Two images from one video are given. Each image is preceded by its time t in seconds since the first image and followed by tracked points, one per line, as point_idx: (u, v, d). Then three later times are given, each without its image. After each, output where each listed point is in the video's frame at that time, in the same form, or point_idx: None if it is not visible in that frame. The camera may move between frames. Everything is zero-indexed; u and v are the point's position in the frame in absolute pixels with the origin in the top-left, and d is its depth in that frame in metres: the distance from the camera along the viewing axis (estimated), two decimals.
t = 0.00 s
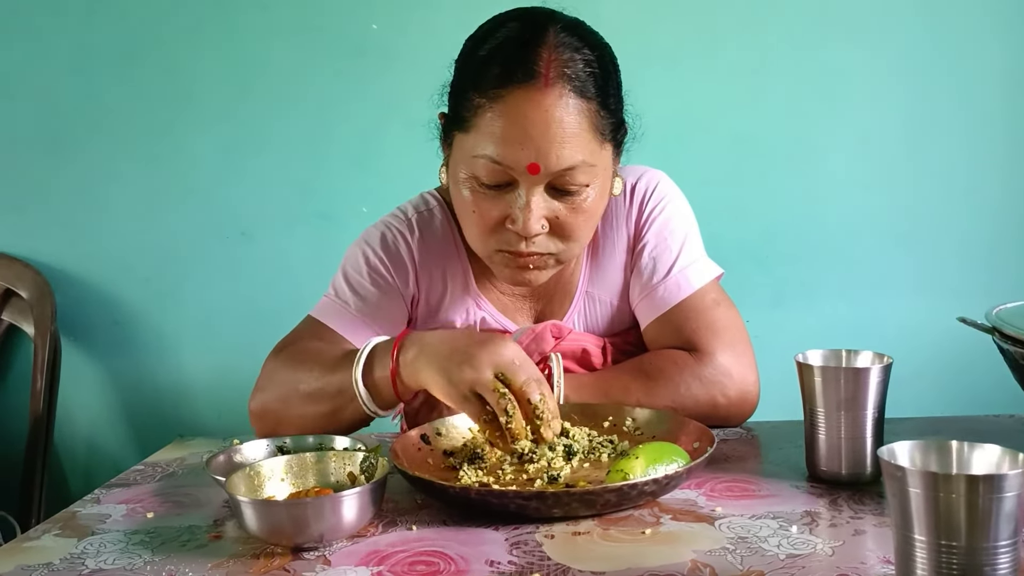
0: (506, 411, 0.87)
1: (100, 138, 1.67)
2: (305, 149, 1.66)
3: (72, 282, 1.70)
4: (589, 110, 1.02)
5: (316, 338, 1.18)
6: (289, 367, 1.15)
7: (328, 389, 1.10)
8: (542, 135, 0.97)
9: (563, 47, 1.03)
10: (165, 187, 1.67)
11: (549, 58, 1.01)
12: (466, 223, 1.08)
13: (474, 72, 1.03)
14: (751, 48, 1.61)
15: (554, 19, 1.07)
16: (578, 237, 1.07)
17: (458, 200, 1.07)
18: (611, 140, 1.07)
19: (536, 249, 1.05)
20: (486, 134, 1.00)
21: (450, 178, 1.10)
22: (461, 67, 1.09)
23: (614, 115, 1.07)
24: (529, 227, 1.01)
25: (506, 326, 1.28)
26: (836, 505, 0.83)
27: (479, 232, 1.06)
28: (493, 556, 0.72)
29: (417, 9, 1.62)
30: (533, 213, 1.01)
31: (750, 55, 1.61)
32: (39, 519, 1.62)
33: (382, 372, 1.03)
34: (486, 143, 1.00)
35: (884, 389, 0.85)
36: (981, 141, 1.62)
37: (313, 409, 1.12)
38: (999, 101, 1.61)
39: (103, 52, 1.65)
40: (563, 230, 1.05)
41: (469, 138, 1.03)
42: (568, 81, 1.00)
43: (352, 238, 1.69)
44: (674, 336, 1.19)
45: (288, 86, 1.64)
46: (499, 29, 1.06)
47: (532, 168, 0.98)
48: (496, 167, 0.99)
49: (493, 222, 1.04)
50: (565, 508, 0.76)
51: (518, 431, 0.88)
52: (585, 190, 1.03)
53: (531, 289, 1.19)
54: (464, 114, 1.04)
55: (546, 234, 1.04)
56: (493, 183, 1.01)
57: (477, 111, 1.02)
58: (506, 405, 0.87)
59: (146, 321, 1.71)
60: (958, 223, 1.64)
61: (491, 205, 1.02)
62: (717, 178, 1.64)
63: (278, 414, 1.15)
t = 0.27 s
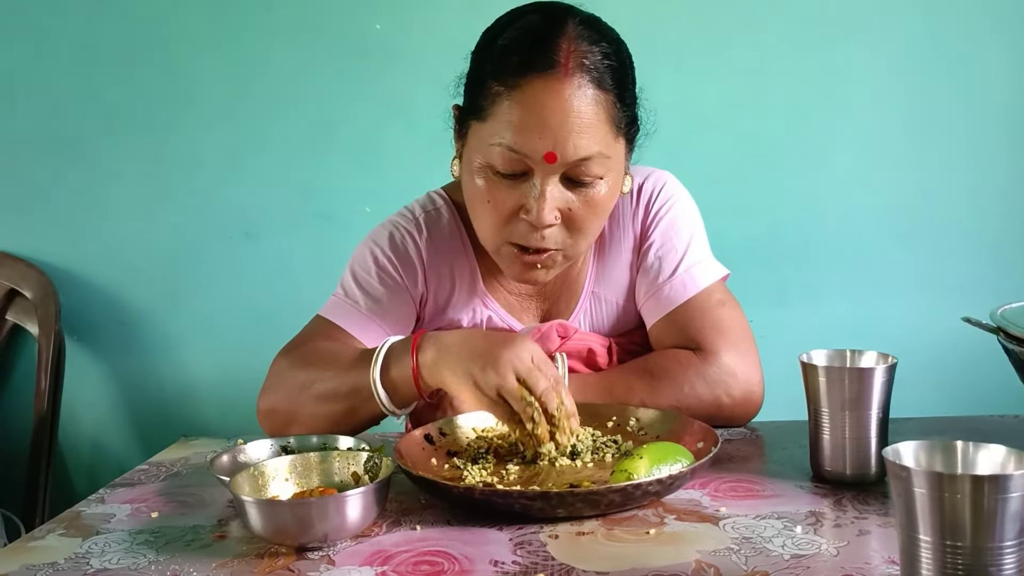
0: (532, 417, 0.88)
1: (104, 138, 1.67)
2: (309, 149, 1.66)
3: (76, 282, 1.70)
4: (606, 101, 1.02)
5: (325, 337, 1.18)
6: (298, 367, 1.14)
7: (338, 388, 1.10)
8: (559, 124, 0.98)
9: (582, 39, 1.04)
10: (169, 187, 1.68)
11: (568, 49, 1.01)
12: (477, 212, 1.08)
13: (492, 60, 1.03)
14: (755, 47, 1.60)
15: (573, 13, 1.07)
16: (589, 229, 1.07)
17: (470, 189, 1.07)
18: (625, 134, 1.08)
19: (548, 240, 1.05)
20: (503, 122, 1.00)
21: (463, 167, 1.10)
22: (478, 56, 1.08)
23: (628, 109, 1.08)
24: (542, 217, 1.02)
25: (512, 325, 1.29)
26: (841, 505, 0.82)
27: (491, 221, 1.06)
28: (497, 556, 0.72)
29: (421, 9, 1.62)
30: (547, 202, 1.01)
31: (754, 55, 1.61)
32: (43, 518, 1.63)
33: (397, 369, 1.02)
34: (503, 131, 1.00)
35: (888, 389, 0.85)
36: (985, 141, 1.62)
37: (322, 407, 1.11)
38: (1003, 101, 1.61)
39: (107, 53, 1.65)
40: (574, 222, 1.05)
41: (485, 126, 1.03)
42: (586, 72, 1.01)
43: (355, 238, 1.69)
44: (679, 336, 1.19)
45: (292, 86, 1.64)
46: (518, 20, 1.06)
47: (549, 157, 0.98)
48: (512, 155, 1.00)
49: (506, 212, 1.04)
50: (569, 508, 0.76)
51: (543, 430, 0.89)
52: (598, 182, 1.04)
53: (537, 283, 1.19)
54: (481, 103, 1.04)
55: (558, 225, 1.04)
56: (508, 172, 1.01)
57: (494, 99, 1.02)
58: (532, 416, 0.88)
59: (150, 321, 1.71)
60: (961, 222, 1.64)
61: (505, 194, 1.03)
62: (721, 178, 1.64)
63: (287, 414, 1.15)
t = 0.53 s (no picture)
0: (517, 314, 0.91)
1: (107, 140, 1.68)
2: (312, 151, 1.66)
3: (79, 283, 1.70)
4: (612, 98, 1.03)
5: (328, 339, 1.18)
6: (299, 368, 1.15)
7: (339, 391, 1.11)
8: (565, 121, 0.99)
9: (589, 37, 1.04)
10: (172, 189, 1.68)
11: (575, 46, 1.02)
12: (481, 208, 1.08)
13: (499, 57, 1.04)
14: (757, 49, 1.60)
15: (580, 12, 1.08)
16: (594, 228, 1.07)
17: (475, 186, 1.07)
18: (630, 134, 1.08)
19: (553, 237, 1.05)
20: (509, 118, 1.00)
21: (468, 163, 1.10)
22: (485, 54, 1.09)
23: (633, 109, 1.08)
24: (546, 213, 1.02)
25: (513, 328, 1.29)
26: (844, 508, 0.82)
27: (495, 217, 1.06)
28: (500, 558, 0.72)
29: (424, 12, 1.63)
30: (552, 198, 1.01)
31: (757, 57, 1.61)
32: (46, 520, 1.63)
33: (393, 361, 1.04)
34: (510, 127, 1.01)
35: (891, 391, 0.85)
36: (989, 142, 1.62)
37: (323, 408, 1.12)
38: (1006, 103, 1.61)
39: (110, 55, 1.66)
40: (578, 220, 1.05)
41: (491, 122, 1.03)
42: (592, 69, 1.02)
43: (358, 240, 1.69)
44: (681, 337, 1.18)
45: (295, 88, 1.65)
46: (525, 18, 1.07)
47: (554, 152, 0.99)
48: (518, 150, 1.00)
49: (511, 208, 1.04)
50: (570, 510, 0.76)
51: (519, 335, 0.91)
52: (604, 180, 1.04)
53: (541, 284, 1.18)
54: (487, 99, 1.04)
55: (563, 222, 1.04)
56: (514, 168, 1.02)
57: (500, 95, 1.02)
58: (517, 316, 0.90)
59: (153, 323, 1.71)
60: (964, 224, 1.64)
61: (509, 190, 1.03)
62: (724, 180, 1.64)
63: (287, 414, 1.16)
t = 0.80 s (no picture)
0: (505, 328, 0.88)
1: (110, 141, 1.68)
2: (314, 153, 1.66)
3: (82, 285, 1.71)
4: (625, 92, 1.04)
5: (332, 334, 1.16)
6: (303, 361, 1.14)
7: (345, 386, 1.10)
8: (580, 111, 1.00)
9: (604, 32, 1.06)
10: (175, 191, 1.68)
11: (590, 40, 1.04)
12: (491, 200, 1.08)
13: (514, 48, 1.05)
14: (759, 52, 1.60)
15: (595, 8, 1.09)
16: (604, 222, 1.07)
17: (486, 177, 1.08)
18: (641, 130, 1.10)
19: (563, 229, 1.05)
20: (524, 108, 1.01)
21: (480, 154, 1.10)
22: (499, 47, 1.10)
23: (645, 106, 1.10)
24: (557, 204, 1.02)
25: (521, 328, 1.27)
26: (846, 511, 0.82)
27: (506, 208, 1.06)
28: (501, 561, 0.72)
29: (427, 14, 1.63)
30: (564, 189, 1.02)
31: (759, 60, 1.61)
32: (48, 521, 1.63)
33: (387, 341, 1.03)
34: (524, 117, 1.02)
35: (894, 394, 0.85)
36: (991, 145, 1.62)
37: (327, 403, 1.12)
38: (1009, 106, 1.61)
39: (114, 57, 1.66)
40: (588, 212, 1.05)
41: (505, 112, 1.04)
42: (607, 63, 1.03)
43: (360, 242, 1.69)
44: (685, 340, 1.18)
45: (298, 90, 1.65)
46: (541, 11, 1.08)
47: (569, 142, 1.00)
48: (532, 140, 1.01)
49: (522, 200, 1.04)
50: (573, 513, 0.76)
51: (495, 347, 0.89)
52: (615, 172, 1.05)
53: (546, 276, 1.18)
54: (501, 90, 1.05)
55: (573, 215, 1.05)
56: (527, 158, 1.02)
57: (515, 85, 1.03)
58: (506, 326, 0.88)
59: (155, 325, 1.71)
60: (966, 227, 1.64)
61: (522, 181, 1.03)
62: (726, 182, 1.64)
63: (291, 408, 1.15)
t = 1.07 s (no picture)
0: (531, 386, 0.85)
1: (115, 142, 1.68)
2: (319, 154, 1.66)
3: (87, 286, 1.71)
4: (650, 87, 1.04)
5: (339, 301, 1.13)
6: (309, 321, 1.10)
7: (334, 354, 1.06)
8: (605, 103, 1.00)
9: (632, 26, 1.05)
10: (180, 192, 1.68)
11: (618, 32, 1.03)
12: (512, 186, 1.10)
13: (543, 38, 1.05)
14: (764, 53, 1.60)
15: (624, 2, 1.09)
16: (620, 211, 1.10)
17: (507, 164, 1.09)
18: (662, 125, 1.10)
19: (580, 217, 1.08)
20: (550, 97, 1.02)
21: (502, 141, 1.12)
22: (527, 34, 1.10)
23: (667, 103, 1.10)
24: (578, 193, 1.04)
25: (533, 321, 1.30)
26: (853, 514, 0.82)
27: (526, 195, 1.08)
28: (507, 563, 0.72)
29: (431, 15, 1.63)
30: (585, 178, 1.03)
31: (764, 61, 1.60)
32: (53, 522, 1.63)
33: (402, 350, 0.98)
34: (549, 106, 1.02)
35: (901, 396, 0.84)
36: (997, 146, 1.61)
37: (317, 372, 1.07)
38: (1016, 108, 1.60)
39: (119, 58, 1.66)
40: (606, 202, 1.07)
41: (529, 101, 1.04)
42: (634, 56, 1.03)
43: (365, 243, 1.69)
44: (691, 341, 1.18)
45: (303, 91, 1.65)
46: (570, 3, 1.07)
47: (592, 134, 1.00)
48: (556, 129, 1.01)
49: (542, 187, 1.06)
50: (578, 515, 0.76)
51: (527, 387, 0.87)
52: (635, 164, 1.06)
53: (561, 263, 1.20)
54: (527, 78, 1.05)
55: (592, 204, 1.07)
56: (550, 147, 1.03)
57: (541, 75, 1.03)
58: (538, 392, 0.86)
59: (159, 326, 1.71)
60: (973, 228, 1.63)
61: (543, 169, 1.05)
62: (731, 184, 1.64)
63: (280, 365, 1.11)
